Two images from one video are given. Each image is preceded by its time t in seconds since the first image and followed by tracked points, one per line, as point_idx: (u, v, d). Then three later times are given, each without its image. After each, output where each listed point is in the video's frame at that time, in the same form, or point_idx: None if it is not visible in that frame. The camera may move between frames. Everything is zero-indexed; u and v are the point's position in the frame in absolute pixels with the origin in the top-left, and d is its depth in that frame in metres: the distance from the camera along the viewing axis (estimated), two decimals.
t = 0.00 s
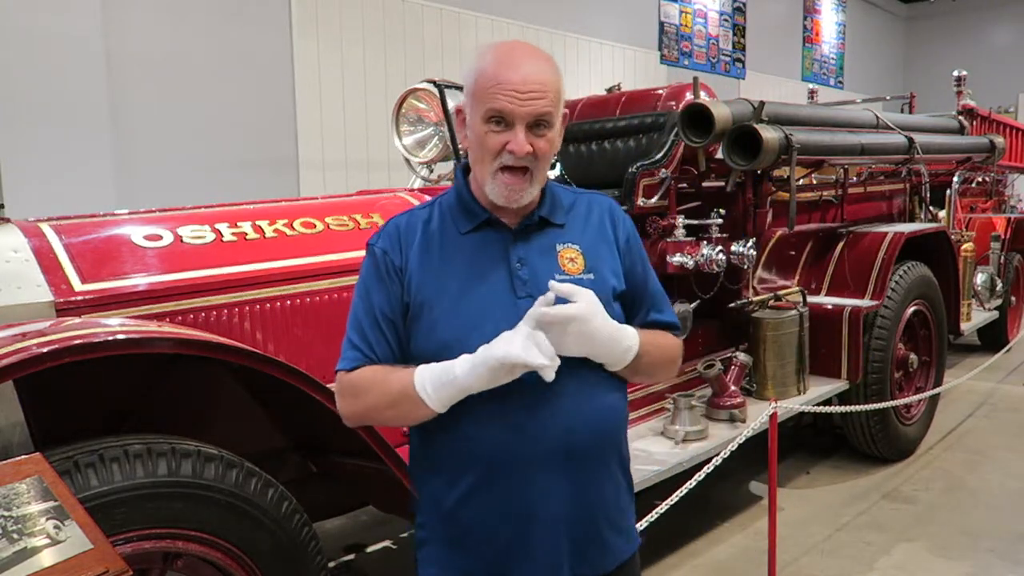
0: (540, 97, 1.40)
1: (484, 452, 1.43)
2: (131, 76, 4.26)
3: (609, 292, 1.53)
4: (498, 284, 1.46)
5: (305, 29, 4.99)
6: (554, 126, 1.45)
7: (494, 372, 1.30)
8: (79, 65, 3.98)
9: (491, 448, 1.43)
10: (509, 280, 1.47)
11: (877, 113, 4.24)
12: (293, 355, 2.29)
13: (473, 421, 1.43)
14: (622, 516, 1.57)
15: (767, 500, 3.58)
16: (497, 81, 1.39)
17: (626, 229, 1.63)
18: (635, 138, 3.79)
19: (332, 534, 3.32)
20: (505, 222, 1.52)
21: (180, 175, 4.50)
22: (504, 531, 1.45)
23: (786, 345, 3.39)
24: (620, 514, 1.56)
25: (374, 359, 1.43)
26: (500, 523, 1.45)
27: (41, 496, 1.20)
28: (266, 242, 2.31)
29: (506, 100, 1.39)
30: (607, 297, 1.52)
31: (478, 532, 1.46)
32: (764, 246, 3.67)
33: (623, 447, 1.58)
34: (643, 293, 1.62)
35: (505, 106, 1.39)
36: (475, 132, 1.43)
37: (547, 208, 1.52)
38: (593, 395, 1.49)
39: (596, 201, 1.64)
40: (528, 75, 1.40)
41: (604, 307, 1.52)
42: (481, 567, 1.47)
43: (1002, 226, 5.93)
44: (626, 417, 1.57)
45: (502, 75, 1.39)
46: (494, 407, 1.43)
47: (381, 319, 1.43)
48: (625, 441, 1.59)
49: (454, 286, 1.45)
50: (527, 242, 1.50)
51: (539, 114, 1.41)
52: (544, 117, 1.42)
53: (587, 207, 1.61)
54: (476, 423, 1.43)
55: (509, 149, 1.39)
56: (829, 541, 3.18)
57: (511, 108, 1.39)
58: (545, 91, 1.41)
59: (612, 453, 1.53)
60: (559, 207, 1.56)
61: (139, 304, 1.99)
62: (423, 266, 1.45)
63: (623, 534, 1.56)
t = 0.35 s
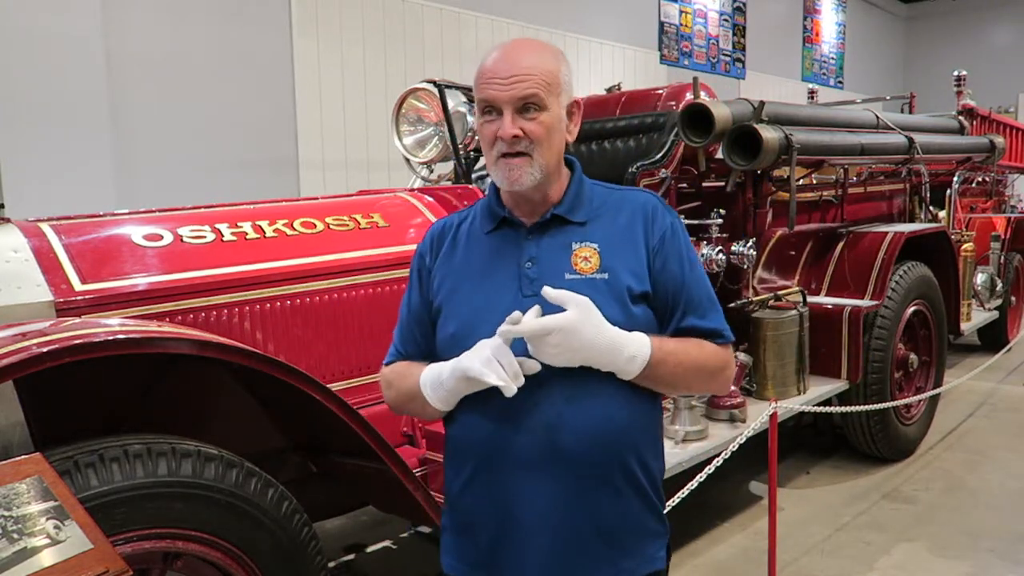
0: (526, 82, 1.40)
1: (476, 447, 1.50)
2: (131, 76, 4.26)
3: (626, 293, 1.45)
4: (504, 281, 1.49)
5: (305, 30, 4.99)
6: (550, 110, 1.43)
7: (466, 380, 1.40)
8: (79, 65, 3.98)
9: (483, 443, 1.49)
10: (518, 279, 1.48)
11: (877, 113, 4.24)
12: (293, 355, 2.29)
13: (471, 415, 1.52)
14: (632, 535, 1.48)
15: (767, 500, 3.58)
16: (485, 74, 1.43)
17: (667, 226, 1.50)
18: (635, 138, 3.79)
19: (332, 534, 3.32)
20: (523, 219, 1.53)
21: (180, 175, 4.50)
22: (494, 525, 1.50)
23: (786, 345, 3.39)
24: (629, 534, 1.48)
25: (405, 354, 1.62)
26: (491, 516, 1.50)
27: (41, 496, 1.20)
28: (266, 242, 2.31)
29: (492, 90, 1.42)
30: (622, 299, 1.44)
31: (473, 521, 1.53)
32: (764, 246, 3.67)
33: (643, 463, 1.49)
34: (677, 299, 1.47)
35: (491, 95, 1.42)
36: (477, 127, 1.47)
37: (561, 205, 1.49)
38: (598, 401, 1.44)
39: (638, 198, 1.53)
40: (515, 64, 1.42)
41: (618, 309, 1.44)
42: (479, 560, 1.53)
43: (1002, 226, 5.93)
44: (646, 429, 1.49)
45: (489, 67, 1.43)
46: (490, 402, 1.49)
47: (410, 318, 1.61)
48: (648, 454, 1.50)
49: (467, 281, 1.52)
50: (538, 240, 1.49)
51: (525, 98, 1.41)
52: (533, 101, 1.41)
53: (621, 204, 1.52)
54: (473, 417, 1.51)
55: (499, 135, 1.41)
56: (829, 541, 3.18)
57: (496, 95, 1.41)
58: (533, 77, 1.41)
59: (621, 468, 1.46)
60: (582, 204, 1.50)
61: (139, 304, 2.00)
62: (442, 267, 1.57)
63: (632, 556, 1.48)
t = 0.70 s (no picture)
0: (546, 84, 1.40)
1: (480, 444, 1.53)
2: (132, 76, 4.26)
3: (634, 295, 1.41)
4: (513, 280, 1.50)
5: (305, 30, 4.99)
6: (570, 112, 1.42)
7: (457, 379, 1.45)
8: (79, 65, 3.98)
9: (486, 440, 1.52)
10: (528, 277, 1.49)
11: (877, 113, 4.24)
12: (292, 355, 2.29)
13: (477, 410, 1.54)
14: (631, 543, 1.45)
15: (767, 500, 3.58)
16: (505, 74, 1.43)
17: (683, 225, 1.44)
18: (634, 138, 3.80)
19: (332, 535, 3.32)
20: (538, 217, 1.54)
21: (180, 175, 4.50)
22: (494, 521, 1.52)
23: (786, 345, 3.39)
24: (626, 542, 1.45)
25: (430, 349, 1.68)
26: (491, 512, 1.53)
27: (41, 496, 1.20)
28: (266, 242, 2.31)
29: (512, 91, 1.42)
30: (628, 300, 1.41)
31: (475, 516, 1.56)
32: (764, 246, 3.67)
33: (645, 471, 1.46)
34: (689, 301, 1.42)
35: (511, 96, 1.42)
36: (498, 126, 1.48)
37: (573, 204, 1.49)
38: (598, 406, 1.42)
39: (657, 196, 1.50)
40: (535, 64, 1.41)
41: (621, 310, 1.42)
42: (482, 556, 1.55)
43: (1002, 226, 5.93)
44: (649, 437, 1.45)
45: (510, 68, 1.43)
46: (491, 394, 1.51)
47: (438, 319, 1.67)
48: (653, 463, 1.46)
49: (482, 280, 1.55)
50: (549, 239, 1.50)
51: (544, 100, 1.41)
52: (553, 102, 1.41)
53: (638, 203, 1.49)
54: (479, 413, 1.54)
55: (517, 137, 1.41)
56: (829, 541, 3.18)
57: (515, 95, 1.41)
58: (554, 78, 1.41)
59: (619, 475, 1.43)
60: (596, 203, 1.49)
61: (139, 304, 2.00)
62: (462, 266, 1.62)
63: (629, 564, 1.45)
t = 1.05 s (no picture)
0: (565, 83, 1.39)
1: (495, 447, 1.50)
2: (131, 76, 4.26)
3: (655, 297, 1.42)
4: (527, 282, 1.48)
5: (305, 30, 4.99)
6: (587, 113, 1.42)
7: (485, 371, 1.39)
8: (79, 65, 3.98)
9: (504, 445, 1.49)
10: (542, 277, 1.47)
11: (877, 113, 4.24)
12: (292, 355, 2.29)
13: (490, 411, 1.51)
14: (651, 544, 1.46)
15: (767, 500, 3.58)
16: (524, 70, 1.42)
17: (698, 229, 1.47)
18: (634, 138, 3.80)
19: (332, 535, 3.32)
20: (550, 217, 1.52)
21: (180, 175, 4.51)
22: (512, 528, 1.50)
23: (786, 345, 3.39)
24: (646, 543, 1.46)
25: (428, 350, 1.63)
26: (508, 518, 1.50)
27: (41, 496, 1.20)
28: (266, 242, 2.31)
29: (530, 87, 1.41)
30: (649, 302, 1.42)
31: (490, 523, 1.52)
32: (764, 246, 3.67)
33: (664, 472, 1.47)
34: (705, 304, 1.44)
35: (530, 91, 1.41)
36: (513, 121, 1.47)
37: (590, 204, 1.48)
38: (622, 408, 1.42)
39: (669, 199, 1.51)
40: (556, 61, 1.40)
41: (643, 313, 1.42)
42: (496, 563, 1.52)
43: (1002, 226, 5.93)
44: (668, 439, 1.47)
45: (530, 64, 1.42)
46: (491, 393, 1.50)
47: (433, 313, 1.62)
48: (670, 464, 1.48)
49: (491, 279, 1.52)
50: (565, 240, 1.48)
51: (563, 99, 1.40)
52: (570, 102, 1.40)
53: (652, 206, 1.50)
54: (493, 415, 1.51)
55: (532, 134, 1.41)
56: (829, 541, 3.18)
57: (534, 92, 1.40)
58: (574, 77, 1.39)
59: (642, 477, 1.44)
60: (611, 204, 1.49)
61: (139, 304, 2.00)
62: (466, 264, 1.57)
63: (649, 565, 1.46)
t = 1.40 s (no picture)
0: (617, 73, 1.42)
1: (515, 453, 1.45)
2: (131, 76, 4.26)
3: (665, 296, 1.46)
4: (538, 280, 1.45)
5: (305, 30, 4.99)
6: (622, 108, 1.46)
7: (511, 378, 1.34)
8: (79, 65, 3.98)
9: (522, 452, 1.44)
10: (553, 277, 1.45)
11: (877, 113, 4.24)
12: (292, 354, 2.29)
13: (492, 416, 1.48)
14: (665, 539, 1.50)
15: (767, 500, 3.58)
16: (575, 53, 1.41)
17: (694, 232, 1.53)
18: (634, 138, 3.81)
19: (332, 534, 3.32)
20: (556, 216, 1.50)
21: (180, 176, 4.51)
22: (532, 537, 1.45)
23: (786, 344, 3.39)
24: (662, 537, 1.50)
25: (416, 355, 1.50)
26: (528, 527, 1.45)
27: (41, 496, 1.20)
28: (266, 242, 2.31)
29: (584, 70, 1.40)
30: (662, 299, 1.45)
31: (506, 533, 1.47)
32: (764, 246, 3.67)
33: (673, 467, 1.51)
34: (705, 303, 1.51)
35: (583, 74, 1.40)
36: (546, 104, 1.43)
37: (598, 204, 1.49)
38: (642, 407, 1.45)
39: (663, 202, 1.56)
40: (604, 50, 1.42)
41: (657, 310, 1.45)
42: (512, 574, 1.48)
43: (1002, 226, 5.92)
44: (677, 435, 1.52)
45: (578, 48, 1.41)
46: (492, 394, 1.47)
47: (422, 315, 1.50)
48: (677, 460, 1.52)
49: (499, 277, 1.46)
50: (574, 238, 1.47)
51: (611, 90, 1.42)
52: (614, 94, 1.43)
53: (651, 207, 1.54)
54: (507, 423, 1.45)
55: (583, 118, 1.39)
56: (829, 541, 3.18)
57: (587, 76, 1.40)
58: (621, 70, 1.43)
59: (659, 472, 1.48)
60: (616, 204, 1.51)
61: (138, 304, 2.00)
62: (464, 263, 1.48)
63: (664, 559, 1.50)
